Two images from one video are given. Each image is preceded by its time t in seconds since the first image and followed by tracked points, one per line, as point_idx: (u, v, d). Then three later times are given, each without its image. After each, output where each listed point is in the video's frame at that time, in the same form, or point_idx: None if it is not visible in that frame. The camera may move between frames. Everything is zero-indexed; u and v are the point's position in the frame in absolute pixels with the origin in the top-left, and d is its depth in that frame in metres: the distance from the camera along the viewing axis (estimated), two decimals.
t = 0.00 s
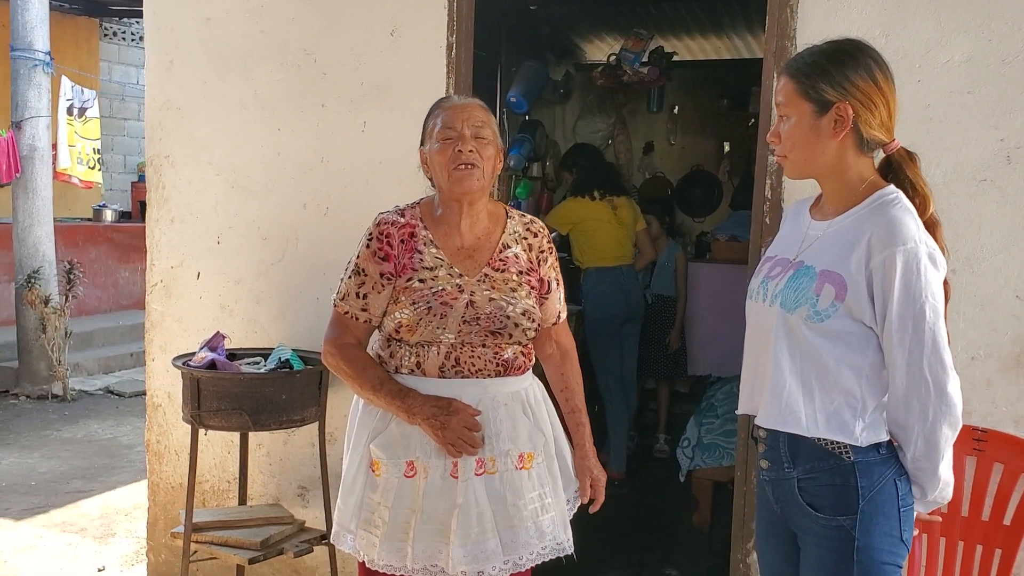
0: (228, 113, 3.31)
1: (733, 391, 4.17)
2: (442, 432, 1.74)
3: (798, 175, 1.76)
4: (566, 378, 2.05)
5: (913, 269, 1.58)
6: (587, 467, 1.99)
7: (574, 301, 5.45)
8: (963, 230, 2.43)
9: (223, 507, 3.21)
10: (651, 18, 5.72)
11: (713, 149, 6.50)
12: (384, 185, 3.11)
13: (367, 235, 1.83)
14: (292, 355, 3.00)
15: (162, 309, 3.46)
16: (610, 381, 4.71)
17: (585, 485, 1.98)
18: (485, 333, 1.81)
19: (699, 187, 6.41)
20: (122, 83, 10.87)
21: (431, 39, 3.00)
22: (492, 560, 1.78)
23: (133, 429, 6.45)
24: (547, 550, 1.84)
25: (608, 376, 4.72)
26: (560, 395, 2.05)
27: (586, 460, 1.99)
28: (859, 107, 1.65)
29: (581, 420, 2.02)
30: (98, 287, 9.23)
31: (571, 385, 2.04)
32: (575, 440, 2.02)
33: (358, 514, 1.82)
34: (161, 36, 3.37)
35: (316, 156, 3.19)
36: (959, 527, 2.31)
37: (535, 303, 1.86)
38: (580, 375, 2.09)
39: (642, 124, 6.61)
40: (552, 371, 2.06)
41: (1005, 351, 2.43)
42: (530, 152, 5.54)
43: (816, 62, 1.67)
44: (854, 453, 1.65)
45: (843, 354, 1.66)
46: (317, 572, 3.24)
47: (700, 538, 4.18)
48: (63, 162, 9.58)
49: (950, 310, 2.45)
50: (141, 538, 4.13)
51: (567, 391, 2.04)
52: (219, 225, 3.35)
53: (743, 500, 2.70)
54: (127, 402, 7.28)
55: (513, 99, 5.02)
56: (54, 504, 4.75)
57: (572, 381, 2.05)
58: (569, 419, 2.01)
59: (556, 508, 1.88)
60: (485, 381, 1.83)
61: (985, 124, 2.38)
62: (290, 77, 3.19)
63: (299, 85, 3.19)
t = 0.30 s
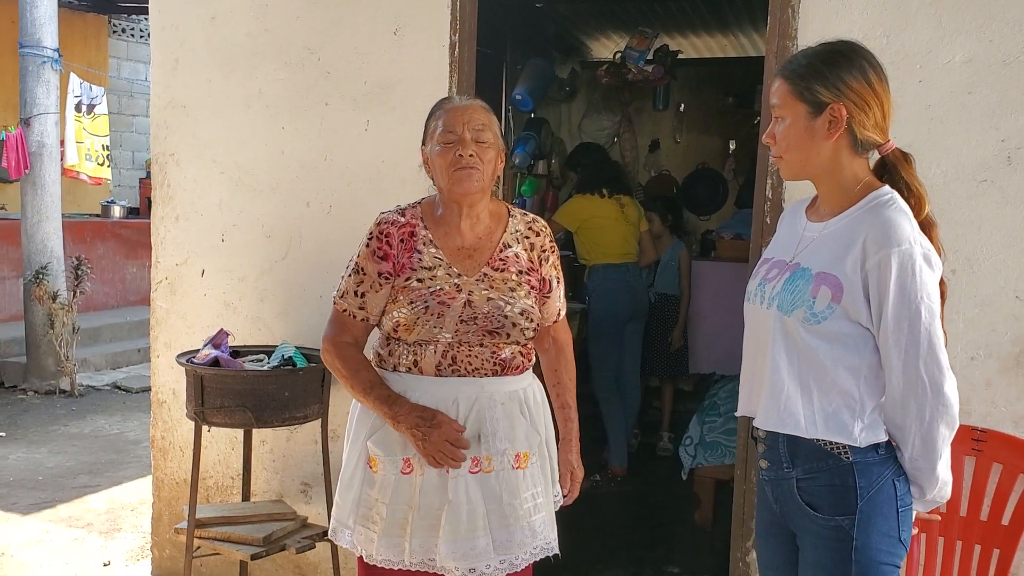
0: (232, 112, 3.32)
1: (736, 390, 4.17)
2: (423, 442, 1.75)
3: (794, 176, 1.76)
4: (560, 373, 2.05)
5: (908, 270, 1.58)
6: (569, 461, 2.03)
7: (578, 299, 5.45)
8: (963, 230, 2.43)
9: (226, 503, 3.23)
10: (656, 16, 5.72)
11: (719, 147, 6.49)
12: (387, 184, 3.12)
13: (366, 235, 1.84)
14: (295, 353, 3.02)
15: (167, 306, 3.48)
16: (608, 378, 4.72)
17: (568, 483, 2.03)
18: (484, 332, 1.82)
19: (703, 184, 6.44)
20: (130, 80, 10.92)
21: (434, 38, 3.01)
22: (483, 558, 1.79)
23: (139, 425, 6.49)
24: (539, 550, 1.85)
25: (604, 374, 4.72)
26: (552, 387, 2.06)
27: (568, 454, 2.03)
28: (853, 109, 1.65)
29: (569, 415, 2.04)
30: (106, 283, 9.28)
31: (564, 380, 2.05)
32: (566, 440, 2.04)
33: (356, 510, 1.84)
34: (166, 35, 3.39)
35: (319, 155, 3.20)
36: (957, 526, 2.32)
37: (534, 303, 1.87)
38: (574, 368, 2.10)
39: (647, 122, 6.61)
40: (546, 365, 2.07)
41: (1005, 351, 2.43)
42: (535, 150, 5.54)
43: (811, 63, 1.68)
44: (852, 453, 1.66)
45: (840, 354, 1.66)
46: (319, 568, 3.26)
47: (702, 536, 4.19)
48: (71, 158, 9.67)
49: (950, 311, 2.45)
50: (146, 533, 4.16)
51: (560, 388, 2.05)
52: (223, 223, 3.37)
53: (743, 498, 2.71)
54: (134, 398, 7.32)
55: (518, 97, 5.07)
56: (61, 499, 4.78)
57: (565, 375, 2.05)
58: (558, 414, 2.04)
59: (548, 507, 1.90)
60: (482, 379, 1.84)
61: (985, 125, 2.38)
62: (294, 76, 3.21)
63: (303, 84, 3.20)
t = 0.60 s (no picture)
0: (235, 108, 3.33)
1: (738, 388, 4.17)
2: (346, 488, 1.81)
3: (794, 178, 1.76)
4: (551, 367, 2.08)
5: (910, 267, 1.58)
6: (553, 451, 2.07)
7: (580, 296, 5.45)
8: (964, 228, 2.43)
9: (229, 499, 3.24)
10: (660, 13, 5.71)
11: (723, 145, 6.48)
12: (388, 181, 3.12)
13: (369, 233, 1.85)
14: (297, 350, 3.03)
15: (171, 302, 3.50)
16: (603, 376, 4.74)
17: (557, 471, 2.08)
18: (485, 332, 1.82)
19: (708, 182, 6.36)
20: (136, 76, 10.94)
21: (436, 36, 3.01)
22: (483, 555, 1.81)
23: (144, 421, 6.51)
24: (536, 545, 1.87)
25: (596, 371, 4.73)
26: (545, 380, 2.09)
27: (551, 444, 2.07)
28: (848, 109, 1.65)
29: (558, 409, 2.08)
30: (111, 279, 9.30)
31: (557, 374, 2.08)
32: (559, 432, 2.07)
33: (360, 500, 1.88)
34: (170, 32, 3.40)
35: (322, 152, 3.21)
36: (958, 525, 2.31)
37: (536, 303, 1.87)
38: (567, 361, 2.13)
39: (652, 119, 6.61)
40: (541, 357, 2.09)
41: (1006, 350, 2.42)
42: (539, 147, 5.54)
43: (803, 66, 1.68)
44: (853, 451, 1.66)
45: (842, 352, 1.66)
46: (321, 564, 3.27)
47: (704, 534, 4.19)
48: (76, 155, 9.69)
49: (951, 309, 2.45)
50: (150, 528, 4.18)
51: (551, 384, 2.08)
52: (226, 219, 3.38)
53: (744, 496, 2.71)
54: (139, 394, 7.35)
55: (522, 94, 5.05)
56: (66, 494, 4.81)
57: (558, 368, 2.08)
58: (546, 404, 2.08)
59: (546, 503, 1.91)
60: (482, 376, 1.84)
61: (987, 123, 2.37)
62: (297, 73, 3.22)
63: (305, 81, 3.21)
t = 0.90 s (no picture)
0: (237, 104, 3.33)
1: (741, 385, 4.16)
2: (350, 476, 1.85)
3: (799, 170, 1.75)
4: (569, 358, 2.08)
5: (913, 263, 1.57)
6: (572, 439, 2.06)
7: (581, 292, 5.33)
8: (969, 225, 2.42)
9: (231, 494, 3.24)
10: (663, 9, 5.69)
11: (726, 142, 6.46)
12: (390, 177, 3.11)
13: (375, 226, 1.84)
14: (299, 345, 3.02)
15: (173, 298, 3.50)
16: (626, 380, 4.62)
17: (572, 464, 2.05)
18: (488, 329, 1.81)
19: (711, 179, 6.33)
20: (139, 73, 10.94)
21: (438, 31, 2.99)
22: (481, 549, 1.79)
23: (146, 417, 6.52)
24: (536, 540, 1.85)
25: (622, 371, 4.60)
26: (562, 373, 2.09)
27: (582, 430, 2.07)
28: (856, 103, 1.64)
29: (583, 396, 2.08)
30: (113, 275, 9.31)
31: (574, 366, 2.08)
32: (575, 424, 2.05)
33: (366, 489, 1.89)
34: (173, 27, 3.39)
35: (324, 147, 3.20)
36: (961, 522, 2.31)
37: (540, 301, 1.86)
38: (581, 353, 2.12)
39: (654, 116, 6.59)
40: (553, 351, 2.08)
41: (1010, 347, 2.41)
42: (542, 143, 5.53)
43: (813, 57, 1.67)
44: (856, 447, 1.65)
45: (845, 348, 1.65)
46: (323, 560, 3.26)
47: (706, 531, 4.18)
48: (77, 151, 9.70)
49: (954, 306, 2.44)
50: (152, 525, 4.17)
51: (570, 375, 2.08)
52: (228, 215, 3.37)
53: (746, 493, 2.70)
54: (141, 390, 7.35)
55: (525, 90, 5.05)
56: (68, 490, 4.81)
57: (575, 359, 2.08)
58: (572, 394, 2.08)
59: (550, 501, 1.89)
60: (484, 372, 1.84)
61: (992, 119, 2.36)
62: (299, 68, 3.21)
63: (307, 76, 3.20)
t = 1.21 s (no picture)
0: (232, 96, 3.33)
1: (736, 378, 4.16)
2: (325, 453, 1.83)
3: (789, 161, 1.76)
4: (569, 350, 2.08)
5: (900, 251, 1.57)
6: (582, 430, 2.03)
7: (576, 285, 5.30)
8: (959, 216, 2.42)
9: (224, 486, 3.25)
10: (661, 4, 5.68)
11: (723, 137, 6.44)
12: (383, 169, 3.11)
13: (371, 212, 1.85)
14: (292, 337, 3.02)
15: (167, 291, 3.51)
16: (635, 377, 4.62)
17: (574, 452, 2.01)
18: (473, 319, 1.82)
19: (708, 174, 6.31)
20: (139, 68, 10.95)
21: (431, 23, 2.99)
22: (457, 539, 1.81)
23: (145, 411, 6.53)
24: (511, 536, 1.88)
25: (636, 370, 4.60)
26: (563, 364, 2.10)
27: (588, 425, 2.03)
28: (843, 92, 1.65)
29: (586, 387, 2.08)
30: (112, 271, 9.31)
31: (576, 357, 2.08)
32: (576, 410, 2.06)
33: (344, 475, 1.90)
34: (167, 20, 3.40)
35: (317, 139, 3.20)
36: (950, 512, 2.30)
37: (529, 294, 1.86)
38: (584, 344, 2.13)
39: (651, 110, 6.60)
40: (553, 345, 2.08)
41: (1000, 338, 2.41)
42: (539, 138, 5.52)
43: (799, 47, 1.67)
44: (843, 434, 1.65)
45: (832, 336, 1.65)
46: (316, 552, 3.27)
47: (700, 524, 4.19)
48: (77, 147, 9.76)
49: (943, 297, 2.45)
50: (149, 517, 4.18)
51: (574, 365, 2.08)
52: (222, 208, 3.38)
53: (737, 484, 2.71)
54: (139, 384, 7.36)
55: (522, 85, 5.04)
56: (65, 483, 4.82)
57: (577, 352, 2.08)
58: (574, 386, 2.08)
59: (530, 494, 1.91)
60: (468, 362, 1.84)
61: (982, 110, 2.36)
62: (293, 61, 3.21)
63: (301, 69, 3.20)
